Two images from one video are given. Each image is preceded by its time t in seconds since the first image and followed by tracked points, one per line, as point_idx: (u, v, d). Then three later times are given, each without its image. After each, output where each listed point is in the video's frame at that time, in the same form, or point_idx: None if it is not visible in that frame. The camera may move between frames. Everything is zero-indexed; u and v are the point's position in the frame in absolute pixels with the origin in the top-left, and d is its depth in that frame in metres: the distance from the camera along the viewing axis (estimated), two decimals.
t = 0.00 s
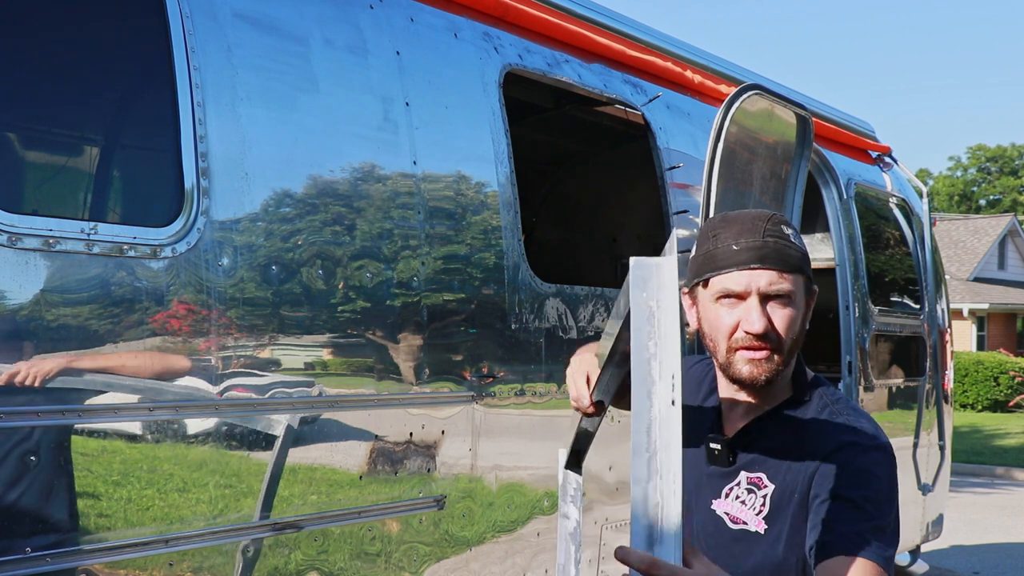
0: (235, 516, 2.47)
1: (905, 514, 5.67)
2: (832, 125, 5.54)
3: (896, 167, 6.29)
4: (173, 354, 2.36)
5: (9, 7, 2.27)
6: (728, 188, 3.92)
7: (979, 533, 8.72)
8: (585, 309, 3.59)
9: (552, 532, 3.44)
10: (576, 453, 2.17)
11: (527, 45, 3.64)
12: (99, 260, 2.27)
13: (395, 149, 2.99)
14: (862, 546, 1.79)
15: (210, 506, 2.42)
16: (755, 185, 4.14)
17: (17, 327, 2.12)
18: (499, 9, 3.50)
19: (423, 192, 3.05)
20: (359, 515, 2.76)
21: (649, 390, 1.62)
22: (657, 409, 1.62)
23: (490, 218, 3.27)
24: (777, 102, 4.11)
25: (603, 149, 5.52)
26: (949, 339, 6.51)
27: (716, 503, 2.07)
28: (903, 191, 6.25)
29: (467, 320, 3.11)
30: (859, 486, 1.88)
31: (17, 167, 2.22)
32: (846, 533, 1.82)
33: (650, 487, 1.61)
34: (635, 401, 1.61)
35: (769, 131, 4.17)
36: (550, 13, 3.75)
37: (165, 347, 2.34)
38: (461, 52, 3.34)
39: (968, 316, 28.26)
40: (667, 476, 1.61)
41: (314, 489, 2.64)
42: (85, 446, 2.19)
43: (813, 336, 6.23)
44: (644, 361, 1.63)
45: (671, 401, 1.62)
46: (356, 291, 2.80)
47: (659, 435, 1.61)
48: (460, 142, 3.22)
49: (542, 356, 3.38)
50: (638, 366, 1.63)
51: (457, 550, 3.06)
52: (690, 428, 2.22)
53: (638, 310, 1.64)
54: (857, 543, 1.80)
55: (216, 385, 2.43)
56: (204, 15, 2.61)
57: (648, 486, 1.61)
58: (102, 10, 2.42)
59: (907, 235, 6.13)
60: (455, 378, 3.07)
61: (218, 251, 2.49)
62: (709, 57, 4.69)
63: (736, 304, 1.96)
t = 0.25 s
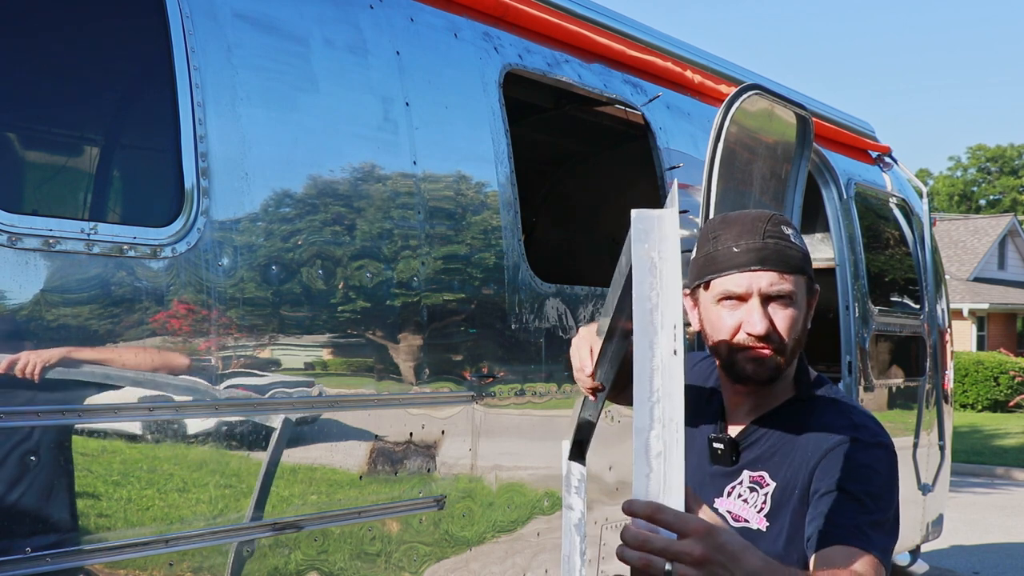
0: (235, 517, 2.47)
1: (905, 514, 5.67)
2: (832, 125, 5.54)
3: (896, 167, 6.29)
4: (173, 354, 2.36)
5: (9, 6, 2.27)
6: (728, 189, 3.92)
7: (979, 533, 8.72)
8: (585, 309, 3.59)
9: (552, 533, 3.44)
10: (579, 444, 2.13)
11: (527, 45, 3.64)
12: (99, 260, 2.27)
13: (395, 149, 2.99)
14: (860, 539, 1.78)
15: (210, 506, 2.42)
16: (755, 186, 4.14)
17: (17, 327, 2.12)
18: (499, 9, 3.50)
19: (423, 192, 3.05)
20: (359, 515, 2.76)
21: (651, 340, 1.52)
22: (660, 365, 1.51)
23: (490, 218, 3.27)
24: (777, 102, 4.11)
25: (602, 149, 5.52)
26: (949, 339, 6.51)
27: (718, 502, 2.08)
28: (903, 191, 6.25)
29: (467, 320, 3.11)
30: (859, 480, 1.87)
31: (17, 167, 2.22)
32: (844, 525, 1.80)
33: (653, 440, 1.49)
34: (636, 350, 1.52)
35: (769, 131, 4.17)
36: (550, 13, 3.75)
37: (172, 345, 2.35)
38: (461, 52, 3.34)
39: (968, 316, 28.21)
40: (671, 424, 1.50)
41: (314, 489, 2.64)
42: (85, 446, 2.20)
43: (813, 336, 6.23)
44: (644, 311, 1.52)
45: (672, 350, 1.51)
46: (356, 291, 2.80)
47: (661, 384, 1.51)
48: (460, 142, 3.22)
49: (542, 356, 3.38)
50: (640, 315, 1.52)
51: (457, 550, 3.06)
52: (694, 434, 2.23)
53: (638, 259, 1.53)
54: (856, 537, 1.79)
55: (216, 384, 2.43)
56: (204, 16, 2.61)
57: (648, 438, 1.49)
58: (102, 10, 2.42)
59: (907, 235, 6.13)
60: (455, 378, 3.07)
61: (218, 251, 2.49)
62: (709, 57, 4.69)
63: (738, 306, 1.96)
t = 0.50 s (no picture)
0: (236, 516, 2.47)
1: (905, 515, 5.67)
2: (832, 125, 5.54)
3: (896, 167, 6.29)
4: (173, 354, 2.36)
5: (9, 6, 2.27)
6: (728, 189, 3.92)
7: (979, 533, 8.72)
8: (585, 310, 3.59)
9: (552, 533, 3.44)
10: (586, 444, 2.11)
11: (527, 45, 3.64)
12: (99, 260, 2.27)
13: (395, 149, 2.99)
14: (856, 541, 1.80)
15: (210, 507, 2.42)
16: (755, 186, 4.14)
17: (17, 327, 2.12)
18: (499, 9, 3.50)
19: (423, 192, 3.05)
20: (359, 515, 2.76)
21: (626, 356, 1.63)
22: (636, 380, 1.62)
23: (490, 218, 3.27)
24: (777, 102, 4.11)
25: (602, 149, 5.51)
26: (949, 339, 6.51)
27: (716, 501, 2.07)
28: (903, 191, 6.25)
29: (467, 320, 3.11)
30: (856, 485, 1.88)
31: (17, 167, 2.22)
32: (840, 527, 1.82)
33: (629, 454, 1.60)
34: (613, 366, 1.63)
35: (769, 131, 4.17)
36: (550, 13, 3.75)
37: (159, 348, 2.33)
38: (461, 52, 3.34)
39: (968, 316, 28.21)
40: (646, 440, 1.60)
41: (314, 489, 2.64)
42: (85, 446, 2.20)
43: (813, 336, 6.23)
44: (621, 329, 1.63)
45: (650, 367, 1.61)
46: (356, 291, 2.80)
47: (639, 402, 1.61)
48: (460, 142, 3.22)
49: (542, 356, 3.38)
50: (615, 335, 1.63)
51: (457, 550, 3.06)
52: (691, 433, 2.22)
53: (615, 278, 1.64)
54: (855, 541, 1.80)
55: (216, 384, 2.43)
56: (204, 15, 2.61)
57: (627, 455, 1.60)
58: (102, 10, 2.42)
59: (907, 235, 6.13)
60: (455, 378, 3.07)
61: (218, 251, 2.49)
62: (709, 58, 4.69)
63: (735, 307, 1.97)
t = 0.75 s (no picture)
0: (236, 516, 2.47)
1: (905, 515, 5.67)
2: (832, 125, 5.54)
3: (896, 167, 6.29)
4: (173, 354, 2.35)
5: (8, 7, 2.27)
6: (728, 189, 3.92)
7: (979, 533, 8.72)
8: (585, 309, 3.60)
9: (552, 532, 3.44)
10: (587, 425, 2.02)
11: (526, 45, 3.64)
12: (99, 260, 2.27)
13: (395, 149, 2.99)
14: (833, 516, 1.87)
15: (210, 506, 2.42)
16: (755, 185, 4.14)
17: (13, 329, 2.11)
18: (499, 9, 3.49)
19: (423, 192, 3.05)
20: (359, 515, 2.76)
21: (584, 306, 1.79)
22: (593, 320, 1.78)
23: (490, 218, 3.27)
24: (777, 102, 4.11)
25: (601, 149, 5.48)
26: (948, 339, 6.51)
27: (708, 494, 2.16)
28: (903, 191, 6.25)
29: (467, 320, 3.12)
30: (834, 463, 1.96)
31: (17, 167, 2.22)
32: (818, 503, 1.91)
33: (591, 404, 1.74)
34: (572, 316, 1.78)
35: (769, 131, 4.17)
36: (550, 13, 3.75)
37: (156, 336, 2.33)
38: (461, 52, 3.34)
39: (968, 316, 28.21)
40: (606, 389, 1.74)
41: (314, 489, 2.64)
42: (85, 446, 2.20)
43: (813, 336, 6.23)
44: (578, 285, 1.80)
45: (607, 314, 1.77)
46: (356, 291, 2.81)
47: (597, 349, 1.76)
48: (460, 142, 3.22)
49: (541, 356, 3.38)
50: (574, 291, 1.80)
51: (457, 550, 3.06)
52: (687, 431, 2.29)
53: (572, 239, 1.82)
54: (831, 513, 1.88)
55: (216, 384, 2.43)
56: (203, 15, 2.61)
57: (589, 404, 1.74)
58: (102, 10, 2.42)
59: (906, 235, 6.13)
60: (455, 378, 3.07)
61: (218, 251, 2.49)
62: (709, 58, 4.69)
63: (727, 302, 2.04)
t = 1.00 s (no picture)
0: (236, 516, 2.47)
1: (906, 514, 5.67)
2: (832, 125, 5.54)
3: (895, 167, 6.29)
4: (173, 354, 2.35)
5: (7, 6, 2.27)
6: (728, 188, 3.92)
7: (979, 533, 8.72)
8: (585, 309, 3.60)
9: (553, 532, 3.44)
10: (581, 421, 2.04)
11: (526, 45, 3.64)
12: (99, 260, 2.27)
13: (395, 149, 2.99)
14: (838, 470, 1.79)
15: (210, 506, 2.42)
16: (755, 185, 4.14)
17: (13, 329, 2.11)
18: (499, 9, 3.49)
19: (423, 192, 3.05)
20: (359, 515, 2.76)
21: (580, 144, 1.59)
22: (590, 155, 1.58)
23: (490, 218, 3.27)
24: (777, 102, 4.11)
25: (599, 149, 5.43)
26: (948, 339, 6.51)
27: (707, 486, 2.07)
28: (903, 191, 6.25)
29: (467, 320, 3.12)
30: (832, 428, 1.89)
31: (17, 168, 2.22)
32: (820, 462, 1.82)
33: (598, 250, 1.55)
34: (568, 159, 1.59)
35: (769, 131, 4.17)
36: (550, 13, 3.75)
37: (156, 337, 2.33)
38: (461, 53, 3.34)
39: (968, 316, 28.23)
40: (611, 227, 1.55)
41: (314, 489, 2.64)
42: (85, 446, 2.19)
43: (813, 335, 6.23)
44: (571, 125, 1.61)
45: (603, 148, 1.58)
46: (356, 291, 2.81)
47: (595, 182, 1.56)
48: (460, 142, 3.22)
49: (542, 356, 3.38)
50: (567, 130, 1.61)
51: (458, 550, 3.06)
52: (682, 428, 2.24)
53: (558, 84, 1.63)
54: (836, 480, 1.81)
55: (216, 384, 2.43)
56: (203, 15, 2.61)
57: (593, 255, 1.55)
58: (102, 10, 2.42)
59: (906, 235, 6.13)
60: (455, 378, 3.07)
61: (218, 251, 2.49)
62: (709, 58, 4.70)
63: (727, 299, 2.01)
